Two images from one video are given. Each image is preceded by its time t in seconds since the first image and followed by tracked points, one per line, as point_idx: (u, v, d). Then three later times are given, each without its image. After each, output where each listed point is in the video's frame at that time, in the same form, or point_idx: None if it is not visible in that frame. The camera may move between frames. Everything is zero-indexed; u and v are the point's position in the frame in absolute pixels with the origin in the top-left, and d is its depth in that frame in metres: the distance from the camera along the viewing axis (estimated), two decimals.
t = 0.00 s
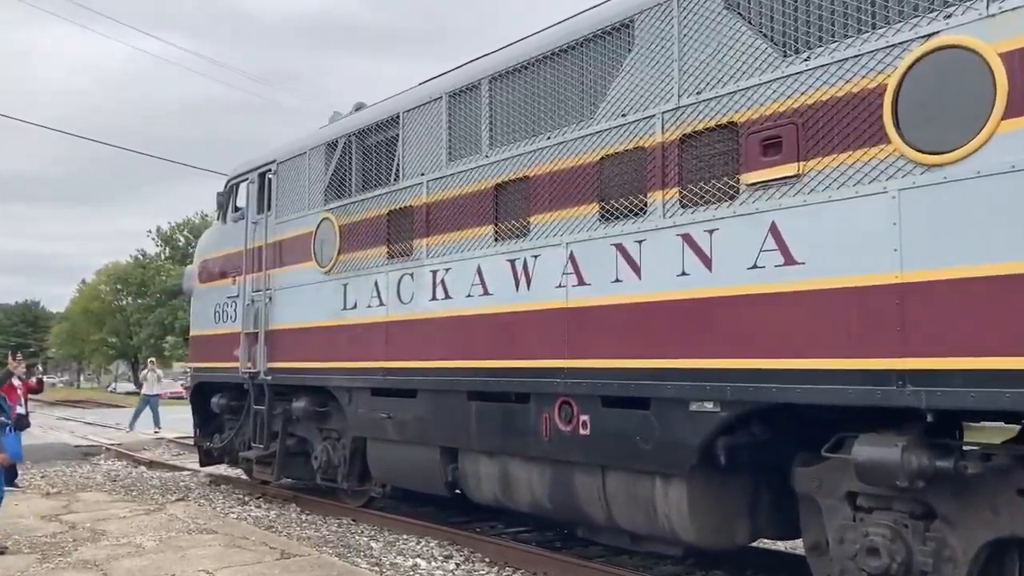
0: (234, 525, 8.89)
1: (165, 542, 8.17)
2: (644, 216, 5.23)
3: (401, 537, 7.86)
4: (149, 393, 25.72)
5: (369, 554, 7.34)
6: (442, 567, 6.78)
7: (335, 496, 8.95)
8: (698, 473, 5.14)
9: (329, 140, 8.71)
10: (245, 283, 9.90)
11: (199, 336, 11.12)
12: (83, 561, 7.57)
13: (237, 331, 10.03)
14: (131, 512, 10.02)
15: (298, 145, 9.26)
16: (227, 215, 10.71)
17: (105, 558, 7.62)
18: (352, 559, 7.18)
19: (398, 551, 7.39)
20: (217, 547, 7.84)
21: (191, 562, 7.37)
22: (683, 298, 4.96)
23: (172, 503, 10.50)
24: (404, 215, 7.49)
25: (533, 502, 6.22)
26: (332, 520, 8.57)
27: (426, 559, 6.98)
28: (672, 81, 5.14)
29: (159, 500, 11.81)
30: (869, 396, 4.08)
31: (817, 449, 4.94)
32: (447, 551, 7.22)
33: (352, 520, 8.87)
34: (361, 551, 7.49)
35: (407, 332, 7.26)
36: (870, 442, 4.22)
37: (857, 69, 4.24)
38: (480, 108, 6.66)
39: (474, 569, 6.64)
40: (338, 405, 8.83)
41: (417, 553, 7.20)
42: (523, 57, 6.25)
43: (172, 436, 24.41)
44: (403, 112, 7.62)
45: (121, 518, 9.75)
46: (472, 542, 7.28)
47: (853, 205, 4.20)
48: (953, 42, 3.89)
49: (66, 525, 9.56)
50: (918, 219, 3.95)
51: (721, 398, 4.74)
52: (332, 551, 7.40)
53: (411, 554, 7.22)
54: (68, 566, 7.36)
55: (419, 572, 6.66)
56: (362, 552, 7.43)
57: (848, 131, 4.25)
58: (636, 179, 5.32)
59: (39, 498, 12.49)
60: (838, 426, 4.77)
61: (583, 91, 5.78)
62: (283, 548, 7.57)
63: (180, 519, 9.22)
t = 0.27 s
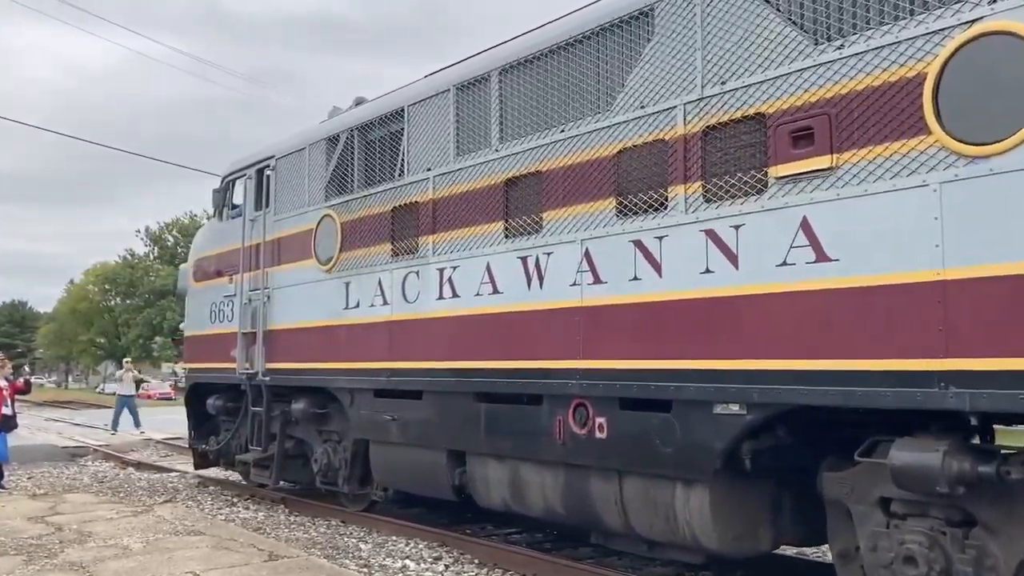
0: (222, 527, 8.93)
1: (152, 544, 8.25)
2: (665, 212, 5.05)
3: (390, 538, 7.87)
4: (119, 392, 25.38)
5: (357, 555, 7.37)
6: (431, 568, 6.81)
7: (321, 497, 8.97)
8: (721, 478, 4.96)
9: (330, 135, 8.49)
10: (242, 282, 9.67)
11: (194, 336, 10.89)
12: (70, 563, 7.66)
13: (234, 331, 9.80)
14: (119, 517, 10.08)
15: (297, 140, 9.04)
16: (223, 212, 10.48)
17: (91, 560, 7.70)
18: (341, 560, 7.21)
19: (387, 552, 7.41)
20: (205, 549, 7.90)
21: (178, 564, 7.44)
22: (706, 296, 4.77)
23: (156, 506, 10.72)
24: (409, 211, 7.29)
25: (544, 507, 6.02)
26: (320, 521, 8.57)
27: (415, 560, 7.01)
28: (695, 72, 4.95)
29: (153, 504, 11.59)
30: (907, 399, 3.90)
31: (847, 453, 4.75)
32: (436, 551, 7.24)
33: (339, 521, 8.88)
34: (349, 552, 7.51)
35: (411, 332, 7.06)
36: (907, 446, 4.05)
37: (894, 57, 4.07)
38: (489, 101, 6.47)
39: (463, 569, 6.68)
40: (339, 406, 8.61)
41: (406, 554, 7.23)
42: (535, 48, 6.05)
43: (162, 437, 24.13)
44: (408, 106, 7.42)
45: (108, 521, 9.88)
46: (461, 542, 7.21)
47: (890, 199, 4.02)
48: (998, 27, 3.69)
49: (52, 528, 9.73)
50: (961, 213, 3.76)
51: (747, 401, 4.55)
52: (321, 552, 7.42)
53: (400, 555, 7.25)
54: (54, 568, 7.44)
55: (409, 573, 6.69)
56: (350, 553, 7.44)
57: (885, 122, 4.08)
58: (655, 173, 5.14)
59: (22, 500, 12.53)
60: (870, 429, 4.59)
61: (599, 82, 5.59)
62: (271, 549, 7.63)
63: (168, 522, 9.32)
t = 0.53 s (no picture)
0: (218, 528, 8.98)
1: (149, 544, 8.33)
2: (695, 206, 4.88)
3: (386, 537, 7.90)
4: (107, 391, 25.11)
5: (353, 555, 7.40)
6: (427, 568, 6.85)
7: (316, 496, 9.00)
8: (753, 482, 4.79)
9: (339, 129, 8.31)
10: (248, 280, 9.47)
11: (197, 335, 10.69)
12: (66, 562, 7.73)
13: (238, 330, 9.61)
14: (117, 519, 10.10)
15: (305, 135, 8.85)
16: (226, 209, 10.27)
17: (88, 560, 7.78)
18: (337, 560, 7.25)
19: (383, 552, 7.44)
20: (201, 548, 7.96)
21: (175, 564, 7.50)
22: (740, 293, 4.59)
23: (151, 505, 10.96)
24: (423, 207, 7.11)
25: (565, 511, 5.85)
26: (315, 521, 8.60)
27: (410, 560, 7.05)
28: (727, 60, 4.77)
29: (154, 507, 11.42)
30: (958, 400, 3.72)
31: (886, 456, 4.59)
32: (431, 551, 7.28)
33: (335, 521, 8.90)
34: (345, 552, 7.54)
35: (425, 331, 6.88)
36: (956, 449, 3.89)
37: (942, 44, 3.90)
38: (506, 93, 6.28)
39: (459, 570, 6.72)
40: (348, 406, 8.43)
41: (402, 554, 7.26)
42: (555, 38, 5.86)
43: (159, 437, 23.94)
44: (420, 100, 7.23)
45: (105, 520, 10.01)
46: (457, 542, 7.28)
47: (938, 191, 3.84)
48: None
49: (49, 528, 9.97)
50: (1016, 206, 3.59)
51: (785, 402, 4.38)
52: (317, 551, 7.46)
53: (396, 554, 7.28)
54: (51, 568, 7.51)
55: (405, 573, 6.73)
56: (347, 553, 7.50)
57: (932, 111, 3.91)
58: (685, 165, 4.96)
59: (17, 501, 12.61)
60: (912, 431, 4.42)
61: (624, 73, 5.41)
62: (267, 549, 7.69)
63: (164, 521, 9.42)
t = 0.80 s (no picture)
0: (220, 526, 8.93)
1: (151, 542, 8.26)
2: (736, 198, 4.69)
3: (388, 536, 7.86)
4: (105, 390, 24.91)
5: (356, 554, 7.36)
6: (429, 566, 6.83)
7: (317, 495, 8.97)
8: (795, 486, 4.61)
9: (355, 123, 8.12)
10: (260, 277, 9.29)
11: (206, 333, 10.51)
12: (68, 560, 7.66)
13: (250, 327, 9.43)
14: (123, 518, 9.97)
15: (319, 129, 8.66)
16: (237, 205, 10.08)
17: (90, 557, 7.70)
18: (339, 559, 7.20)
19: (385, 551, 7.40)
20: (202, 547, 7.89)
21: (177, 562, 7.43)
22: (784, 289, 4.41)
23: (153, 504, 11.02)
24: (442, 202, 6.92)
25: (592, 515, 5.67)
26: (317, 520, 8.56)
27: (412, 559, 7.02)
28: (770, 47, 4.59)
29: (161, 507, 11.25)
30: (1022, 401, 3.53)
31: (936, 459, 4.40)
32: (433, 550, 7.25)
33: (336, 519, 8.88)
34: (347, 551, 7.49)
35: (444, 329, 6.69)
36: (1018, 453, 3.70)
37: (1003, 28, 3.72)
38: (531, 84, 6.09)
39: (461, 569, 6.69)
40: (364, 405, 8.25)
41: (404, 552, 7.23)
42: (584, 26, 5.68)
43: (160, 436, 23.76)
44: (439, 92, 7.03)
45: (106, 519, 10.01)
46: (459, 541, 7.25)
47: (1001, 181, 3.65)
48: None
49: (50, 524, 9.97)
50: None
51: (832, 403, 4.20)
52: (319, 550, 7.42)
53: (398, 553, 7.25)
54: (53, 565, 7.43)
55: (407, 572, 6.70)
56: (348, 551, 7.47)
57: (992, 97, 3.73)
58: (725, 156, 4.78)
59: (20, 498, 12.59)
60: (963, 433, 4.24)
61: (658, 61, 5.23)
62: (270, 547, 7.65)
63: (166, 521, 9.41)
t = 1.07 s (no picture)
0: (227, 526, 8.95)
1: (159, 542, 8.27)
2: (785, 193, 4.52)
3: (395, 537, 7.86)
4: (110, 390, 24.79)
5: (362, 554, 7.37)
6: (435, 567, 6.83)
7: (323, 495, 8.97)
8: (846, 493, 4.43)
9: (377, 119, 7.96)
10: (278, 275, 9.13)
11: (222, 333, 10.35)
12: (76, 559, 7.67)
13: (268, 327, 9.27)
14: (131, 523, 9.99)
15: (341, 125, 8.50)
16: (254, 203, 9.92)
17: (98, 557, 7.71)
18: (346, 559, 7.20)
19: (391, 551, 7.40)
20: (211, 547, 7.90)
21: (185, 562, 7.43)
22: (837, 289, 4.23)
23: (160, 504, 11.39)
24: (468, 199, 6.73)
25: (628, 522, 5.49)
26: (323, 521, 8.57)
27: (418, 560, 7.02)
28: (822, 37, 4.41)
29: (174, 510, 11.10)
30: None
31: (994, 466, 4.22)
32: (439, 551, 7.25)
33: (342, 519, 8.89)
34: (354, 551, 7.50)
35: (471, 329, 6.51)
36: None
37: None
38: (563, 78, 5.90)
39: (467, 569, 6.70)
40: (386, 406, 8.08)
41: (410, 553, 7.23)
42: (619, 17, 5.50)
43: (167, 436, 23.63)
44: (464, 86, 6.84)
45: (113, 521, 10.16)
46: (466, 543, 7.25)
47: None
48: None
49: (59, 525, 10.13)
50: None
51: (888, 408, 4.01)
52: (326, 551, 7.43)
53: (404, 553, 7.25)
54: (62, 564, 7.45)
55: (413, 572, 6.70)
56: (355, 552, 7.46)
57: None
58: (773, 151, 4.61)
59: (27, 499, 12.75)
60: None
61: (699, 53, 5.05)
62: (277, 547, 7.66)
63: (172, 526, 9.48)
